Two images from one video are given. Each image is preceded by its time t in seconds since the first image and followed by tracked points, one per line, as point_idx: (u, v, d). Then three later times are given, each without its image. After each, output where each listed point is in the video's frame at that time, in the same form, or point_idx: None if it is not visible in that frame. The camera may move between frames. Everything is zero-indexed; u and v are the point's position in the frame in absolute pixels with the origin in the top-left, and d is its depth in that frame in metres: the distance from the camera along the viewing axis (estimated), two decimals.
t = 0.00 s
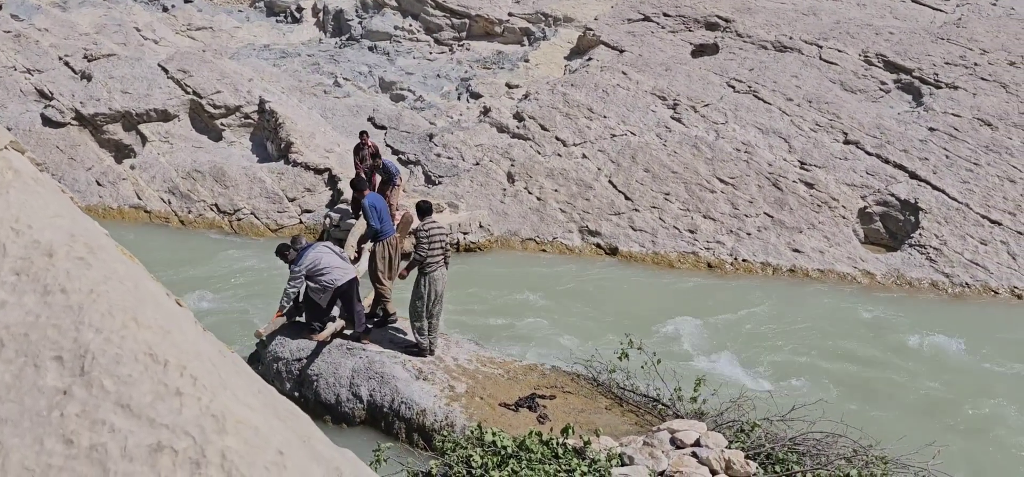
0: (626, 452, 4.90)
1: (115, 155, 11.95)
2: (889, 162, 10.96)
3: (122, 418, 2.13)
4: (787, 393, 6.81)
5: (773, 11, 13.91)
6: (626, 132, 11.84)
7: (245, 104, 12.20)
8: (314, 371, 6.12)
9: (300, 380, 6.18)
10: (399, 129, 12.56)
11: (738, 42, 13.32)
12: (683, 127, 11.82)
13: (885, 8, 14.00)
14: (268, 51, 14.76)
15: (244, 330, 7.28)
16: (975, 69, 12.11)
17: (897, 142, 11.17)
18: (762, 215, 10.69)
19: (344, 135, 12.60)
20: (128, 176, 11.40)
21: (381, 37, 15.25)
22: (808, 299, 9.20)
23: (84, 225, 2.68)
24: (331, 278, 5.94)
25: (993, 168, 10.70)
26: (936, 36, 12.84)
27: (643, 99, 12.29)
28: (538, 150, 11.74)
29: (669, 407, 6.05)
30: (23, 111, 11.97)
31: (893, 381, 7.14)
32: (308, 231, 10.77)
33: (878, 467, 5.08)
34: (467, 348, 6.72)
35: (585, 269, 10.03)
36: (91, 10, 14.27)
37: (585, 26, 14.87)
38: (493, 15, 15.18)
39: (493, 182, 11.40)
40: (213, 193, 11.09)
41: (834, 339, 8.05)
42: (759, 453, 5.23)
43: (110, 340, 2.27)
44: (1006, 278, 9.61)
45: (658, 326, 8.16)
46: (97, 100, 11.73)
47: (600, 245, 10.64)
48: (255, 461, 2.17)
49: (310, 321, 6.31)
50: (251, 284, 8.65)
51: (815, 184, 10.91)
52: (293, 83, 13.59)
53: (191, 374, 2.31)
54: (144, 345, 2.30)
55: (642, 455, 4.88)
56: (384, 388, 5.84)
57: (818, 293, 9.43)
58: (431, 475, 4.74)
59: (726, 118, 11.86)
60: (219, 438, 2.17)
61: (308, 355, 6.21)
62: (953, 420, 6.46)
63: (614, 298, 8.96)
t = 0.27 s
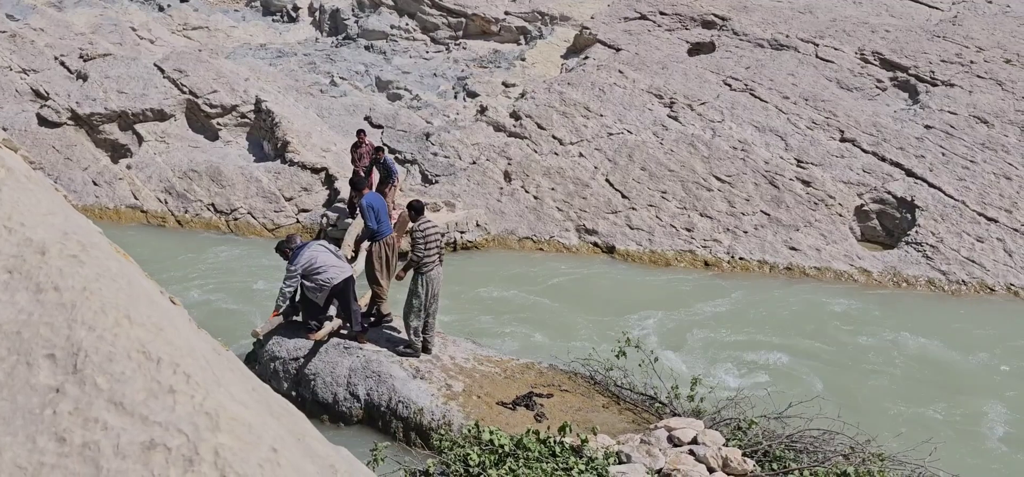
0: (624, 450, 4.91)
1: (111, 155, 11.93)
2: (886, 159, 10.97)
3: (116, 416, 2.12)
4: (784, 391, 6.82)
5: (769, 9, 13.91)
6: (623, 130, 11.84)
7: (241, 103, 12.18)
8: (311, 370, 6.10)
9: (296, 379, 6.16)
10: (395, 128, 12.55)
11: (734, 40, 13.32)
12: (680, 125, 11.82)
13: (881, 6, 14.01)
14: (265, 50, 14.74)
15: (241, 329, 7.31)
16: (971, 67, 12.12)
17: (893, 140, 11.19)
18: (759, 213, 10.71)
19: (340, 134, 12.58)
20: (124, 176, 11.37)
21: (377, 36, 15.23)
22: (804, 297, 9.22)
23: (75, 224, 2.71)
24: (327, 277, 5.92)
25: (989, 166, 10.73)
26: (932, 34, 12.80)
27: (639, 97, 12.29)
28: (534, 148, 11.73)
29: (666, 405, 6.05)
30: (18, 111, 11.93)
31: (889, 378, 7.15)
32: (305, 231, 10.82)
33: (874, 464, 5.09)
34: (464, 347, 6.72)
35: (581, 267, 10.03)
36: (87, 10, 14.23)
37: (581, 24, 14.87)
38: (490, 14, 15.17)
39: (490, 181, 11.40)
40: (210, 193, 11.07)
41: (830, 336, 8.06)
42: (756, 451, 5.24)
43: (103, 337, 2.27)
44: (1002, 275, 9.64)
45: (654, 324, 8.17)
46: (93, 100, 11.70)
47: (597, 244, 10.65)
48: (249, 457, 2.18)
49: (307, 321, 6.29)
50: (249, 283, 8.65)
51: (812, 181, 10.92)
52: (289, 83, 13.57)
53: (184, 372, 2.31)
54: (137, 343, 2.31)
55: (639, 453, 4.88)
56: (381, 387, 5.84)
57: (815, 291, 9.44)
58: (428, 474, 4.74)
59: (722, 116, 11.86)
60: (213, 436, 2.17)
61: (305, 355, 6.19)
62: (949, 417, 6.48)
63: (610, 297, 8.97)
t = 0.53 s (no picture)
0: (621, 449, 4.91)
1: (107, 156, 11.90)
2: (882, 157, 10.99)
3: (106, 413, 2.12)
4: (781, 389, 6.83)
5: (765, 7, 13.91)
6: (620, 129, 11.84)
7: (237, 103, 12.16)
8: (308, 370, 6.09)
9: (293, 379, 6.15)
10: (391, 127, 12.54)
11: (730, 39, 13.32)
12: (676, 124, 11.82)
13: (877, 4, 14.01)
14: (260, 50, 14.71)
15: (236, 329, 7.31)
16: (967, 65, 12.14)
17: (889, 138, 11.20)
18: (755, 212, 10.72)
19: (337, 134, 12.57)
20: (120, 177, 11.34)
21: (373, 36, 15.21)
22: (800, 295, 9.23)
23: (67, 223, 2.70)
24: (321, 278, 5.97)
25: (984, 163, 10.76)
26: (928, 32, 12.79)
27: (636, 96, 12.29)
28: (531, 148, 11.73)
29: (663, 404, 6.05)
30: (13, 111, 11.90)
31: (886, 376, 7.16)
32: (301, 231, 10.77)
33: (871, 461, 5.09)
34: (461, 346, 6.71)
35: (577, 266, 10.02)
36: (82, 10, 14.20)
37: (577, 23, 14.86)
38: (486, 13, 15.15)
39: (487, 180, 11.40)
40: (206, 193, 11.05)
41: (827, 334, 8.06)
42: (753, 449, 5.24)
43: (93, 335, 2.26)
44: (998, 273, 9.66)
45: (651, 323, 8.17)
46: (88, 100, 11.68)
47: (593, 243, 10.65)
48: (240, 455, 2.18)
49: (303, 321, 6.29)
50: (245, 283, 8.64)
51: (808, 180, 10.93)
52: (285, 83, 13.55)
53: (175, 370, 2.31)
54: (127, 340, 2.30)
55: (636, 452, 4.87)
56: (378, 386, 5.83)
57: (811, 290, 9.45)
58: (425, 473, 4.73)
59: (719, 115, 11.87)
60: (204, 433, 2.17)
61: (301, 355, 6.18)
62: (946, 414, 6.49)
63: (606, 295, 8.97)
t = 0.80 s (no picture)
0: (618, 447, 4.91)
1: (102, 156, 11.87)
2: (878, 155, 11.01)
3: (99, 413, 2.11)
4: (778, 387, 6.84)
5: (760, 6, 13.91)
6: (616, 128, 11.85)
7: (233, 103, 12.15)
8: (305, 369, 6.09)
9: (290, 378, 6.15)
10: (388, 127, 12.53)
11: (726, 37, 13.31)
12: (672, 123, 11.83)
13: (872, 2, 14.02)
14: (256, 50, 14.68)
15: (232, 329, 7.30)
16: (962, 63, 12.17)
17: (885, 136, 11.22)
18: (752, 210, 10.73)
19: (333, 133, 12.56)
20: (115, 177, 11.32)
21: (369, 36, 15.19)
22: (797, 293, 9.24)
23: (60, 223, 2.69)
24: (317, 279, 5.97)
25: (980, 161, 10.78)
26: (923, 30, 12.83)
27: (632, 95, 12.29)
28: (527, 147, 11.73)
29: (660, 402, 6.05)
30: (9, 112, 11.86)
31: (883, 373, 7.18)
32: (297, 230, 10.80)
33: (867, 458, 5.10)
34: (458, 346, 6.71)
35: (574, 265, 10.02)
36: (77, 10, 14.15)
37: (573, 22, 14.86)
38: (482, 12, 15.14)
39: (483, 179, 11.40)
40: (202, 193, 11.04)
41: (824, 332, 8.08)
42: (750, 447, 5.25)
43: (86, 335, 2.26)
44: (994, 270, 9.69)
45: (648, 322, 8.17)
46: (84, 100, 11.65)
47: (590, 242, 10.66)
48: (233, 454, 2.18)
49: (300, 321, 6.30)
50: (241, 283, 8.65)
51: (804, 178, 10.95)
52: (281, 82, 13.54)
53: (168, 369, 2.31)
54: (120, 340, 2.30)
55: (633, 450, 4.88)
56: (375, 386, 5.83)
57: (808, 288, 9.47)
58: (422, 472, 4.73)
59: (715, 113, 11.88)
60: (197, 433, 2.17)
61: (298, 354, 6.18)
62: (942, 411, 6.51)
63: (603, 294, 8.97)
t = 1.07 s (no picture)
0: (615, 445, 4.92)
1: (98, 155, 11.84)
2: (874, 152, 11.03)
3: (92, 410, 2.12)
4: (775, 383, 6.85)
5: (756, 3, 13.92)
6: (612, 126, 11.85)
7: (229, 102, 12.14)
8: (302, 368, 6.09)
9: (287, 377, 6.15)
10: (384, 126, 12.53)
11: (722, 34, 13.32)
12: (668, 121, 11.84)
13: None
14: (252, 49, 14.66)
15: (227, 329, 7.29)
16: (958, 59, 12.19)
17: (881, 133, 11.24)
18: (748, 207, 10.75)
19: (329, 132, 12.55)
20: (111, 176, 11.30)
21: (365, 34, 15.17)
22: (794, 291, 9.24)
23: (52, 220, 2.69)
24: (317, 283, 5.95)
25: (975, 157, 10.81)
26: (918, 27, 12.86)
27: (628, 93, 12.29)
28: (524, 145, 11.72)
29: (657, 399, 6.06)
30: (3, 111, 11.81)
31: (878, 370, 7.20)
32: (294, 229, 10.80)
33: (863, 454, 5.12)
34: (454, 344, 6.71)
35: (571, 263, 10.01)
36: (72, 9, 14.10)
37: (569, 20, 14.84)
38: (478, 10, 15.12)
39: (480, 177, 11.39)
40: (198, 192, 11.02)
41: (820, 329, 8.10)
42: (746, 443, 5.26)
43: (79, 332, 2.26)
44: (990, 266, 9.72)
45: (645, 320, 8.16)
46: (79, 99, 11.62)
47: (587, 240, 10.66)
48: (226, 450, 2.19)
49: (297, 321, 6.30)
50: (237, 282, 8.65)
51: (801, 175, 10.96)
52: (277, 81, 13.52)
53: (161, 366, 2.31)
54: (113, 337, 2.30)
55: (630, 447, 4.89)
56: (372, 384, 5.83)
57: (804, 285, 9.49)
58: (419, 471, 4.73)
59: (711, 111, 11.89)
60: (190, 429, 2.18)
61: (295, 353, 6.19)
62: (937, 407, 6.53)
63: (600, 292, 8.96)
